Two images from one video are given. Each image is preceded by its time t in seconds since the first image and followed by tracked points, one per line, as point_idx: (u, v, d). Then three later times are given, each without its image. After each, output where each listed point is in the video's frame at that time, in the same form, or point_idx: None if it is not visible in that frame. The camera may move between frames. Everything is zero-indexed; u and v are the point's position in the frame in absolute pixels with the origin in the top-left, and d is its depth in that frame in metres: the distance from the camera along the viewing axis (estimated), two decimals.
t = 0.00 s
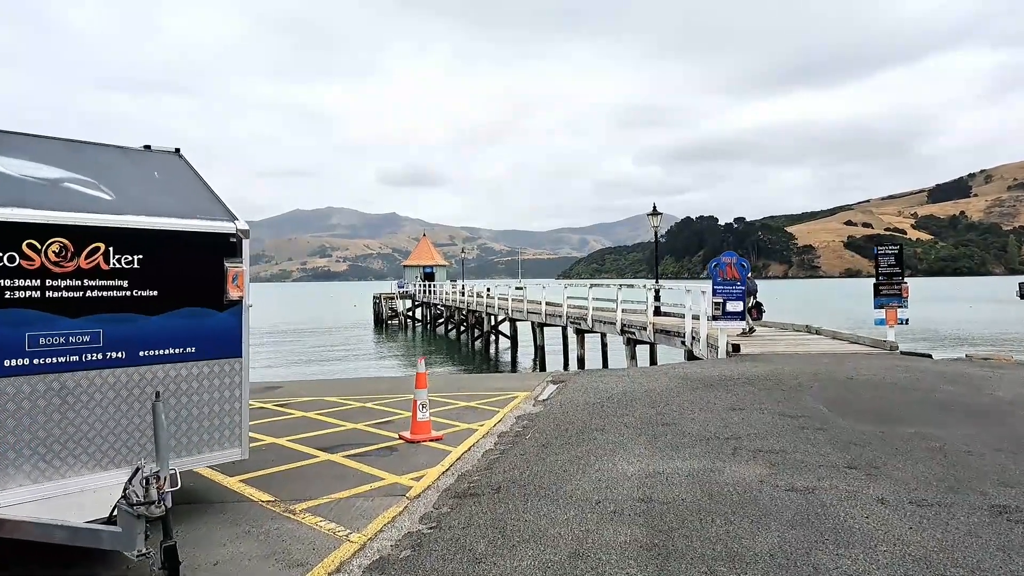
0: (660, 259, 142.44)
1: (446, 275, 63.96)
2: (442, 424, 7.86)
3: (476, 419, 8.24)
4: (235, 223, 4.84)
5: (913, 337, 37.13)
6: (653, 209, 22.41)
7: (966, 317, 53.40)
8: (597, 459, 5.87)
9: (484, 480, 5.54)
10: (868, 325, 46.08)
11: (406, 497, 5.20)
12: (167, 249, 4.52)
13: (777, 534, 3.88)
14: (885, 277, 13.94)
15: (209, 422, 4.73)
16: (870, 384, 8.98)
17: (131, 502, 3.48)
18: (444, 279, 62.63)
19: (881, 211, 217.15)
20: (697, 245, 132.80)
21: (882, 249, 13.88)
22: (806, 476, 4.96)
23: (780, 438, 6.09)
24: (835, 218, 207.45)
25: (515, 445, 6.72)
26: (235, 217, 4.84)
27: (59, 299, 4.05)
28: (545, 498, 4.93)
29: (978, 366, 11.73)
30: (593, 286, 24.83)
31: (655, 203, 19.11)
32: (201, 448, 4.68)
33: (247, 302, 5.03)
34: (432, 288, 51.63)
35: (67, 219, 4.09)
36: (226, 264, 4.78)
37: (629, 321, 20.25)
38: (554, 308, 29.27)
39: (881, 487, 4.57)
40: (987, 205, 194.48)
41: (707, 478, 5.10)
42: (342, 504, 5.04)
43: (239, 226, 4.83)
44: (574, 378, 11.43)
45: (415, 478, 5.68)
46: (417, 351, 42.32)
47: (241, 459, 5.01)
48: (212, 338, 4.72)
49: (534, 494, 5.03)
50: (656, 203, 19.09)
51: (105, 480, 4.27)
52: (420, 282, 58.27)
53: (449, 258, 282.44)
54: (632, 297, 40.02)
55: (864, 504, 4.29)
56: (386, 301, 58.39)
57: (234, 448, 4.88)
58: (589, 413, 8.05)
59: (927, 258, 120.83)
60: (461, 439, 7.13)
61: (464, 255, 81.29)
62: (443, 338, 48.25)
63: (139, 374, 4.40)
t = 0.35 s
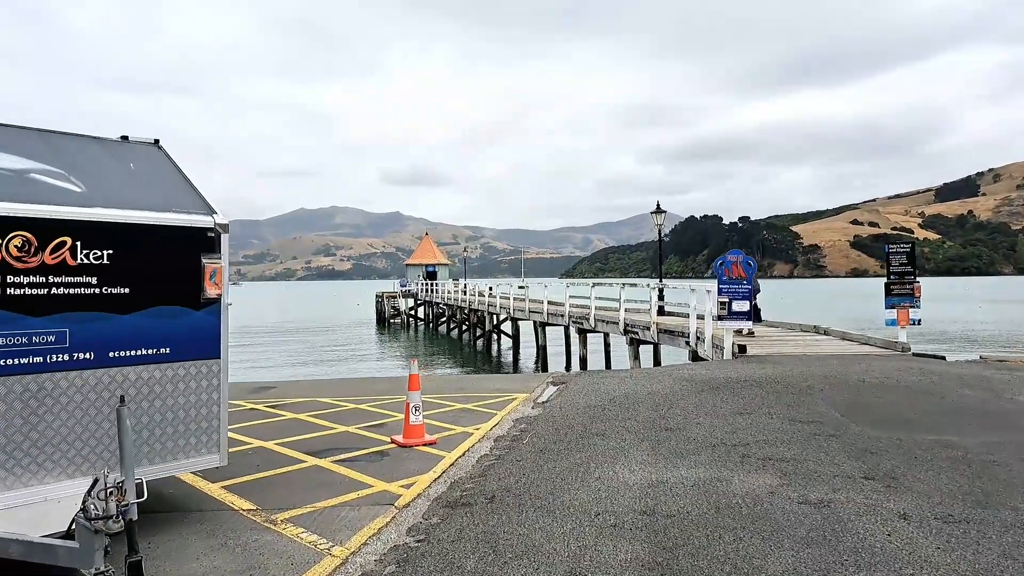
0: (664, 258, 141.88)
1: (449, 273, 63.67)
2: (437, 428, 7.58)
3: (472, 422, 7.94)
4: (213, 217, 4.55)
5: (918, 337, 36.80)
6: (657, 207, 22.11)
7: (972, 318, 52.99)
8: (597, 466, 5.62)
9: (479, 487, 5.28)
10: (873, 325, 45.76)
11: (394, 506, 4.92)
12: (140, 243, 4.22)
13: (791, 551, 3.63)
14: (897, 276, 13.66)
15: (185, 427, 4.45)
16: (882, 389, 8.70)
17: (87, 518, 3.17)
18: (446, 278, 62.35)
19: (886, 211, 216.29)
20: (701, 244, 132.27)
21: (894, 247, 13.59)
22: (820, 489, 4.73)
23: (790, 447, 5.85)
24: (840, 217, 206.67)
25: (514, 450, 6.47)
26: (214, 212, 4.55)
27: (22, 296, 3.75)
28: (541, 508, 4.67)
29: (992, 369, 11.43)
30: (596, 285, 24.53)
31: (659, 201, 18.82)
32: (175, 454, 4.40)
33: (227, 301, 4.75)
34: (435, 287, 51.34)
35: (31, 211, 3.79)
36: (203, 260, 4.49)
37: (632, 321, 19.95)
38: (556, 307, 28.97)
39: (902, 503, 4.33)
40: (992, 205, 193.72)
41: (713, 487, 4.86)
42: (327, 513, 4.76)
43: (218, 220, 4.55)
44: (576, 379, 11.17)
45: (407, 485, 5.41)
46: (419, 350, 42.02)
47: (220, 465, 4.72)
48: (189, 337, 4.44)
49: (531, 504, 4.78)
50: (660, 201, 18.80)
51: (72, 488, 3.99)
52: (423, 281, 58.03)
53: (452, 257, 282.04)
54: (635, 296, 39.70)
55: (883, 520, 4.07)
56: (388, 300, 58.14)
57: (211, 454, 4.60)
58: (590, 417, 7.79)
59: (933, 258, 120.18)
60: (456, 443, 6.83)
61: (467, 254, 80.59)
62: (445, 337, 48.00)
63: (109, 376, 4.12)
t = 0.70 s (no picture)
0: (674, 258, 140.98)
1: (457, 273, 63.29)
2: (431, 436, 7.20)
3: (469, 430, 7.56)
4: (178, 213, 4.20)
5: (933, 339, 36.04)
6: (666, 206, 21.67)
7: (988, 319, 52.02)
8: (599, 480, 5.24)
9: (470, 504, 4.90)
10: (888, 325, 44.96)
11: (378, 525, 4.54)
12: (95, 241, 3.86)
13: None
14: (915, 276, 13.17)
15: (147, 440, 4.09)
16: (903, 394, 8.24)
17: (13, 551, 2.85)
18: (454, 278, 61.98)
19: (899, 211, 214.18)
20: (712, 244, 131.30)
21: (911, 246, 13.09)
22: (841, 508, 4.32)
23: (807, 459, 5.45)
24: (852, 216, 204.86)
25: (511, 461, 6.10)
26: (180, 208, 4.20)
27: None
28: (535, 529, 4.29)
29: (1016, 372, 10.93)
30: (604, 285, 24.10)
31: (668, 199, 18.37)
32: (135, 470, 4.04)
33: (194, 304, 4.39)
34: (442, 288, 51.01)
35: None
36: (166, 259, 4.13)
37: (641, 322, 19.52)
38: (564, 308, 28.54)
39: (934, 527, 3.92)
40: (1007, 203, 191.35)
41: (723, 506, 4.47)
42: (302, 533, 4.39)
43: (183, 216, 4.20)
44: (581, 383, 10.78)
45: (394, 500, 5.04)
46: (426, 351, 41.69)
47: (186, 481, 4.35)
48: (150, 343, 4.07)
49: (525, 523, 4.40)
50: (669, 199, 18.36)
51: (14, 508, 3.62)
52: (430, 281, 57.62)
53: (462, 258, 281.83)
54: (644, 296, 39.16)
55: (914, 546, 3.66)
56: (396, 301, 57.82)
57: (176, 470, 4.23)
58: (594, 425, 7.39)
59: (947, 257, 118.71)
60: (450, 453, 6.45)
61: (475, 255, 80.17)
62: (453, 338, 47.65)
63: (60, 385, 3.73)
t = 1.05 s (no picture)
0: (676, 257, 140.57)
1: (456, 272, 62.88)
2: (418, 437, 6.89)
3: (459, 431, 7.24)
4: (131, 197, 3.86)
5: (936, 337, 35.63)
6: (666, 202, 21.32)
7: (990, 317, 51.62)
8: (592, 486, 4.90)
9: (453, 511, 4.57)
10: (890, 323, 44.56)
11: (351, 535, 4.20)
12: (35, 227, 3.51)
13: None
14: (919, 272, 12.82)
15: (96, 445, 3.76)
16: (911, 393, 7.90)
17: None
18: (454, 277, 61.59)
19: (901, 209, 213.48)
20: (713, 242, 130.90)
21: (915, 241, 12.75)
22: (852, 517, 3.99)
23: (813, 462, 5.12)
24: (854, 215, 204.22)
25: (500, 465, 5.77)
26: (133, 192, 3.86)
27: None
28: (521, 540, 3.95)
29: None
30: (602, 283, 23.76)
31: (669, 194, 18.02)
32: (82, 478, 3.70)
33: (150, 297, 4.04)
34: (442, 286, 50.67)
35: None
36: (117, 248, 3.78)
37: (641, 319, 19.18)
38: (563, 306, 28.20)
39: (954, 538, 3.59)
40: (1009, 201, 190.71)
41: (724, 514, 4.14)
42: (267, 544, 4.06)
43: (137, 200, 3.85)
44: (578, 381, 10.45)
45: (371, 507, 4.71)
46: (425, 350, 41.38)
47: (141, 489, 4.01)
48: (98, 338, 3.72)
49: (510, 534, 4.07)
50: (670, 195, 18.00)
51: None
52: (430, 279, 57.23)
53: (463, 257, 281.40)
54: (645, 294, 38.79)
55: (934, 560, 3.32)
56: (395, 300, 57.43)
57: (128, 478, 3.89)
58: (588, 425, 7.06)
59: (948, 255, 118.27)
60: (436, 456, 6.13)
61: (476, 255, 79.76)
62: (452, 337, 47.27)
63: None
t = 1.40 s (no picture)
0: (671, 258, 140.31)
1: (451, 272, 62.41)
2: (395, 451, 6.51)
3: (439, 443, 6.85)
4: (52, 187, 3.44)
5: (935, 338, 35.24)
6: (662, 202, 20.94)
7: (987, 318, 51.28)
8: (578, 509, 4.51)
9: (425, 539, 4.17)
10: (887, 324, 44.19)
11: (308, 569, 3.81)
12: None
13: None
14: (919, 274, 12.44)
15: (10, 474, 3.33)
16: (915, 400, 7.52)
17: None
18: (449, 277, 61.11)
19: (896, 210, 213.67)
20: (708, 243, 130.77)
21: (916, 241, 12.36)
22: (862, 547, 3.60)
23: (819, 481, 4.73)
24: (849, 216, 204.35)
25: (481, 483, 5.37)
26: (55, 182, 3.44)
27: None
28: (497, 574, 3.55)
29: None
30: (597, 284, 23.32)
31: (664, 194, 17.65)
32: None
33: (76, 297, 3.61)
34: (437, 287, 50.16)
35: None
36: (35, 246, 3.36)
37: (636, 321, 18.78)
38: (557, 307, 27.78)
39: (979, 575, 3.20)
40: (1003, 203, 191.18)
41: (720, 544, 3.74)
42: None
43: (58, 191, 3.44)
44: (569, 387, 10.06)
45: (333, 537, 4.30)
46: (418, 351, 40.89)
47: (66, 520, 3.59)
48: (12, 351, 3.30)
49: (484, 567, 3.66)
50: (665, 194, 17.62)
51: None
52: (424, 280, 56.74)
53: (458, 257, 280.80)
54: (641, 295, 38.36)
55: None
56: (389, 300, 56.94)
57: (52, 508, 3.47)
58: (578, 437, 6.67)
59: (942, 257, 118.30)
60: (412, 473, 5.75)
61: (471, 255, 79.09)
62: (447, 338, 46.81)
63: None
